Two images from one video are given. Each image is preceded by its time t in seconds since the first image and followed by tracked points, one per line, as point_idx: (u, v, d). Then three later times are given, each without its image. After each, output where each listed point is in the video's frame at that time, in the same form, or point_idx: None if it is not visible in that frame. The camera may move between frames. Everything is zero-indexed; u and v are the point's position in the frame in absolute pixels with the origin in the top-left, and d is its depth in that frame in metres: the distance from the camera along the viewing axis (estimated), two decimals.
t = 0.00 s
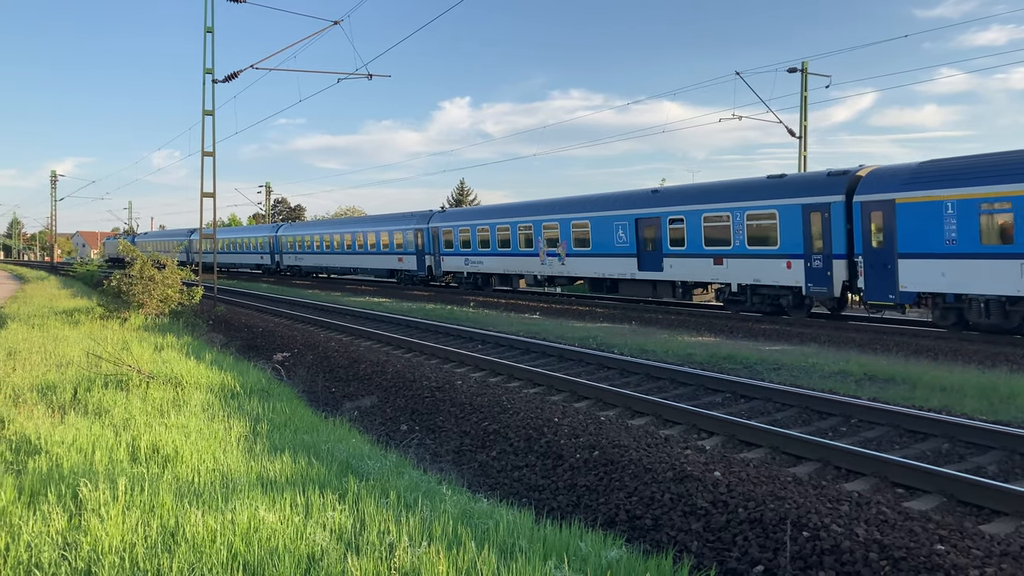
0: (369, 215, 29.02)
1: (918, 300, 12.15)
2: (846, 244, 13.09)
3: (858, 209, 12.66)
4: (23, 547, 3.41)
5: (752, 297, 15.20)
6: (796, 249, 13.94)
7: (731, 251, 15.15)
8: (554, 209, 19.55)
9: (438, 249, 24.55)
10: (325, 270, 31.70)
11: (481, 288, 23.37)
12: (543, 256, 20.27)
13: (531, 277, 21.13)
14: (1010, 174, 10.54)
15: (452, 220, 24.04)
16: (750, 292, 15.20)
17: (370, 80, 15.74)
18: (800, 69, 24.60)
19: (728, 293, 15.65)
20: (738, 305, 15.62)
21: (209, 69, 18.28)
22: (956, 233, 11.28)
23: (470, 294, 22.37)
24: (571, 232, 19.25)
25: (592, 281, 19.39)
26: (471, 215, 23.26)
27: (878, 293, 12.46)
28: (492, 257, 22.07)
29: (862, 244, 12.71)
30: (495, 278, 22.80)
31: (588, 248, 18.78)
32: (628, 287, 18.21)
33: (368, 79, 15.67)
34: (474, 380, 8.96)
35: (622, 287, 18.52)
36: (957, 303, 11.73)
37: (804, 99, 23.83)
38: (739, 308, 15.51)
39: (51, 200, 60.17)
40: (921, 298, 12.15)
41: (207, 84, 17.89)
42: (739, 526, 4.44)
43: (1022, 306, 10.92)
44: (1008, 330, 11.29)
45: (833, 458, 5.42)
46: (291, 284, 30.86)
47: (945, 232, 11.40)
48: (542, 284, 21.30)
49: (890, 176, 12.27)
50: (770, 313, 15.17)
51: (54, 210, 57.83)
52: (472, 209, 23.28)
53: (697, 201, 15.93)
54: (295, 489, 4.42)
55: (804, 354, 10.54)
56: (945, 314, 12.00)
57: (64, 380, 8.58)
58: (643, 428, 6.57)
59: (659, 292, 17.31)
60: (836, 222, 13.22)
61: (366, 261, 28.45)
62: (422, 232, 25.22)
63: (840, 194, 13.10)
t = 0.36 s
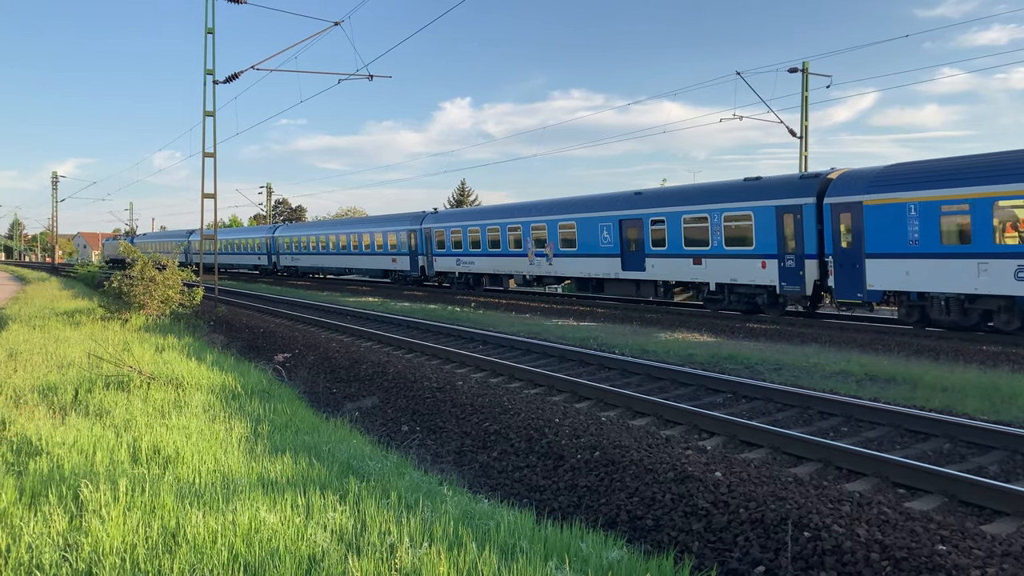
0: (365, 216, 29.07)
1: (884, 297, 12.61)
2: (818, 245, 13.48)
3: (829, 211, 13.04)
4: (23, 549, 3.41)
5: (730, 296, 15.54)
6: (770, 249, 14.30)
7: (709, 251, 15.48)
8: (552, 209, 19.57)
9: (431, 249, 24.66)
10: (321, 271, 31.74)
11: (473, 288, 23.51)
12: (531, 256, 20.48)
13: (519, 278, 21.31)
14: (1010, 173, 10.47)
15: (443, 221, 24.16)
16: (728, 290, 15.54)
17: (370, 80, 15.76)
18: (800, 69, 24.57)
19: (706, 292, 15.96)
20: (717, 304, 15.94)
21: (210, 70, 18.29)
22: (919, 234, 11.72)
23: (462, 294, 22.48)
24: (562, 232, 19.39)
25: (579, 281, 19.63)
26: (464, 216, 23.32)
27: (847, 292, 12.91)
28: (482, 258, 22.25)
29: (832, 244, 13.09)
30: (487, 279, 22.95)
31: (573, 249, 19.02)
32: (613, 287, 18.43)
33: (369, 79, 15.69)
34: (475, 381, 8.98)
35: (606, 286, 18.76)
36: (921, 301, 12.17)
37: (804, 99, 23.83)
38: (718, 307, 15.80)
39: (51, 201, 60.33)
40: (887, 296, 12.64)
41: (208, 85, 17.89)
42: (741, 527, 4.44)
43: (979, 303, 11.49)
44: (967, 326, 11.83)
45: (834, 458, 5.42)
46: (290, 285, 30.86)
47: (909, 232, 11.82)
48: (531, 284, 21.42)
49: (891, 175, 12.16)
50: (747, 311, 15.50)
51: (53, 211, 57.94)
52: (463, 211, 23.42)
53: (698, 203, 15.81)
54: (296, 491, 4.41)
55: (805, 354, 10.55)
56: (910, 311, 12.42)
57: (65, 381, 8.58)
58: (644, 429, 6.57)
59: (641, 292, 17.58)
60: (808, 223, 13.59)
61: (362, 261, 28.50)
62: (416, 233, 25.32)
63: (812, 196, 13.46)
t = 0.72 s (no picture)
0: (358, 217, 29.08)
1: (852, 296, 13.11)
2: (789, 245, 13.95)
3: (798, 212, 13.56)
4: (23, 550, 3.41)
5: (706, 294, 16.07)
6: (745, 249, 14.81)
7: (687, 251, 16.00)
8: (547, 209, 19.60)
9: (422, 250, 24.72)
10: (315, 271, 31.78)
11: (463, 287, 23.63)
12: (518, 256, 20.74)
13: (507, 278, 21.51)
14: (1012, 174, 10.42)
15: (434, 222, 24.22)
16: (705, 289, 16.07)
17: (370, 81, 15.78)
18: (799, 69, 24.54)
19: (685, 291, 16.53)
20: (695, 302, 16.47)
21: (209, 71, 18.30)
22: (883, 234, 12.23)
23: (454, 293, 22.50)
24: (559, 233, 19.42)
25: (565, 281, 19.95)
26: (456, 216, 23.32)
27: (815, 291, 13.44)
28: (472, 258, 22.42)
29: (802, 244, 13.63)
30: (477, 279, 23.07)
31: (558, 249, 19.37)
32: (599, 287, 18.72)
33: (368, 80, 15.72)
34: (474, 381, 8.99)
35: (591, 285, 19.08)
36: (885, 299, 12.63)
37: (804, 99, 23.86)
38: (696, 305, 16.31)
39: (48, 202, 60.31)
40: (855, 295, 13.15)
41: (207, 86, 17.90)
42: (740, 527, 4.44)
43: (939, 302, 11.90)
44: (929, 324, 12.23)
45: (834, 458, 5.42)
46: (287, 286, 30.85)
47: (874, 233, 12.33)
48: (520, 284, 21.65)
49: (891, 176, 12.11)
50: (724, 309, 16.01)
51: (51, 212, 57.95)
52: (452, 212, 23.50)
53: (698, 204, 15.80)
54: (295, 491, 4.40)
55: (805, 354, 10.57)
56: (875, 309, 12.92)
57: (65, 382, 8.59)
58: (644, 429, 6.56)
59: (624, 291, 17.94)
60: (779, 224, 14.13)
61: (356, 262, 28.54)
62: (408, 234, 25.36)
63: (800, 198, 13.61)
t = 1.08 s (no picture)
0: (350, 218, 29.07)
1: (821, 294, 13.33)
2: (762, 245, 14.21)
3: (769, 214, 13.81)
4: (23, 550, 3.41)
5: (685, 293, 16.27)
6: (721, 250, 15.03)
7: (666, 252, 16.19)
8: (540, 209, 19.56)
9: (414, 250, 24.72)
10: (310, 271, 31.78)
11: (454, 287, 23.69)
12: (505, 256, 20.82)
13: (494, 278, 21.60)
14: (1010, 174, 10.19)
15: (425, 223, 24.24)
16: (683, 288, 16.27)
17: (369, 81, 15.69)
18: (797, 69, 24.50)
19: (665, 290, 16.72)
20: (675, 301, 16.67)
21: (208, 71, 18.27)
22: (849, 236, 12.48)
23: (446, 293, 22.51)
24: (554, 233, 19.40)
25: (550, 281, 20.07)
26: (446, 217, 23.32)
27: (786, 290, 13.69)
28: (461, 258, 22.46)
29: (774, 245, 13.87)
30: (466, 279, 23.11)
31: (543, 249, 19.48)
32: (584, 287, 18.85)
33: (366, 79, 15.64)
34: (473, 381, 8.99)
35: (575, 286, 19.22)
36: (852, 298, 12.87)
37: (803, 100, 23.86)
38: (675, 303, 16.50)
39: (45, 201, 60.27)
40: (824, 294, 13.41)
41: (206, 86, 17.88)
42: (740, 527, 4.44)
43: (902, 299, 12.11)
44: (892, 321, 12.43)
45: (833, 458, 5.42)
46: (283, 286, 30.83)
47: (840, 234, 12.59)
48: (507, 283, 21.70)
49: (888, 174, 11.89)
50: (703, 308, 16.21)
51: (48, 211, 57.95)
52: (443, 212, 23.50)
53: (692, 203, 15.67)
54: (293, 491, 4.40)
55: (805, 354, 10.58)
56: (843, 307, 13.15)
57: (64, 382, 8.58)
58: (643, 429, 6.56)
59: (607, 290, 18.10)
60: (752, 225, 14.36)
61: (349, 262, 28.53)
62: (399, 234, 25.36)
63: (794, 197, 13.36)
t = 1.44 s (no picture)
0: (344, 218, 29.05)
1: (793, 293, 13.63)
2: (737, 245, 14.47)
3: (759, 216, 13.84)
4: (22, 550, 3.41)
5: (666, 292, 16.43)
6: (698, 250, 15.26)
7: (647, 252, 16.33)
8: (535, 209, 19.51)
9: (406, 250, 24.72)
10: (304, 271, 31.78)
11: (446, 285, 23.71)
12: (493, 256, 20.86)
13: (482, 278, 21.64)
14: (1012, 174, 10.13)
15: (418, 223, 24.24)
16: (664, 287, 16.45)
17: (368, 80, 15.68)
18: (797, 70, 24.50)
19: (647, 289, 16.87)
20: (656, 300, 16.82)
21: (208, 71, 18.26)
22: (818, 236, 12.81)
23: (438, 293, 22.51)
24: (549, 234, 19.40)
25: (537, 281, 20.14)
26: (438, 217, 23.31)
27: (760, 289, 13.96)
28: (452, 258, 22.49)
29: (749, 246, 14.12)
30: (458, 279, 23.13)
31: (530, 250, 19.54)
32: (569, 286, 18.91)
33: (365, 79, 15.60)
34: (473, 381, 9.00)
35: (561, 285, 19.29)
36: (821, 296, 13.20)
37: (803, 100, 23.88)
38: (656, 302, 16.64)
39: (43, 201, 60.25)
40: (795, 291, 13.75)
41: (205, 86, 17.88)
42: (739, 527, 4.44)
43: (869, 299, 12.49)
44: (859, 319, 12.81)
45: (833, 458, 5.42)
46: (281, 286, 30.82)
47: (810, 235, 12.92)
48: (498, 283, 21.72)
49: (890, 174, 11.78)
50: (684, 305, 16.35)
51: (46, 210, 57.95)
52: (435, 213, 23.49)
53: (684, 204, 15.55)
54: (293, 492, 4.40)
55: (804, 354, 10.59)
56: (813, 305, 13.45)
57: (63, 382, 8.58)
58: (642, 429, 6.56)
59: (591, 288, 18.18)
60: (728, 226, 14.62)
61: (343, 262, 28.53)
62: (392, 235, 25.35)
63: (790, 198, 13.22)
